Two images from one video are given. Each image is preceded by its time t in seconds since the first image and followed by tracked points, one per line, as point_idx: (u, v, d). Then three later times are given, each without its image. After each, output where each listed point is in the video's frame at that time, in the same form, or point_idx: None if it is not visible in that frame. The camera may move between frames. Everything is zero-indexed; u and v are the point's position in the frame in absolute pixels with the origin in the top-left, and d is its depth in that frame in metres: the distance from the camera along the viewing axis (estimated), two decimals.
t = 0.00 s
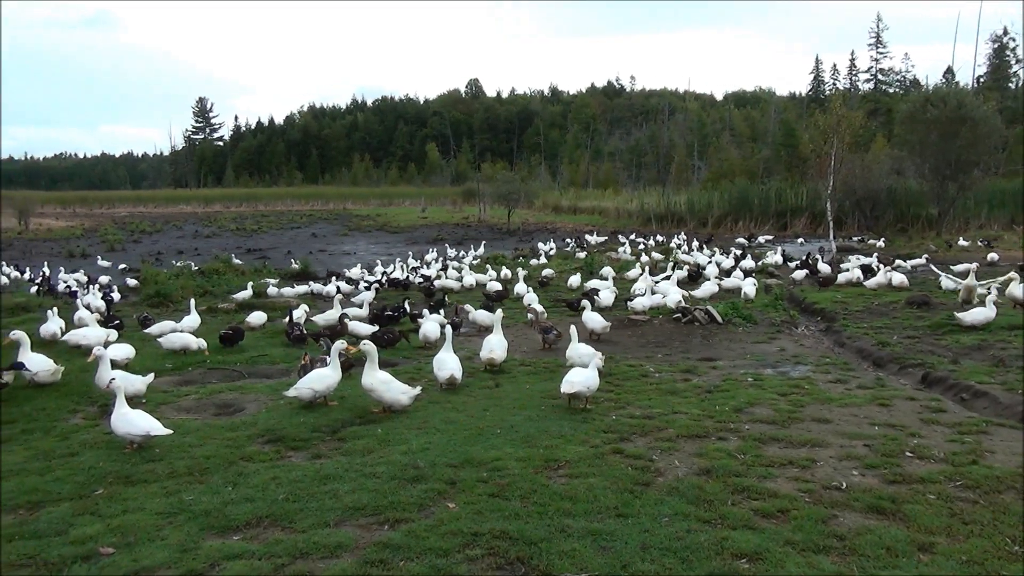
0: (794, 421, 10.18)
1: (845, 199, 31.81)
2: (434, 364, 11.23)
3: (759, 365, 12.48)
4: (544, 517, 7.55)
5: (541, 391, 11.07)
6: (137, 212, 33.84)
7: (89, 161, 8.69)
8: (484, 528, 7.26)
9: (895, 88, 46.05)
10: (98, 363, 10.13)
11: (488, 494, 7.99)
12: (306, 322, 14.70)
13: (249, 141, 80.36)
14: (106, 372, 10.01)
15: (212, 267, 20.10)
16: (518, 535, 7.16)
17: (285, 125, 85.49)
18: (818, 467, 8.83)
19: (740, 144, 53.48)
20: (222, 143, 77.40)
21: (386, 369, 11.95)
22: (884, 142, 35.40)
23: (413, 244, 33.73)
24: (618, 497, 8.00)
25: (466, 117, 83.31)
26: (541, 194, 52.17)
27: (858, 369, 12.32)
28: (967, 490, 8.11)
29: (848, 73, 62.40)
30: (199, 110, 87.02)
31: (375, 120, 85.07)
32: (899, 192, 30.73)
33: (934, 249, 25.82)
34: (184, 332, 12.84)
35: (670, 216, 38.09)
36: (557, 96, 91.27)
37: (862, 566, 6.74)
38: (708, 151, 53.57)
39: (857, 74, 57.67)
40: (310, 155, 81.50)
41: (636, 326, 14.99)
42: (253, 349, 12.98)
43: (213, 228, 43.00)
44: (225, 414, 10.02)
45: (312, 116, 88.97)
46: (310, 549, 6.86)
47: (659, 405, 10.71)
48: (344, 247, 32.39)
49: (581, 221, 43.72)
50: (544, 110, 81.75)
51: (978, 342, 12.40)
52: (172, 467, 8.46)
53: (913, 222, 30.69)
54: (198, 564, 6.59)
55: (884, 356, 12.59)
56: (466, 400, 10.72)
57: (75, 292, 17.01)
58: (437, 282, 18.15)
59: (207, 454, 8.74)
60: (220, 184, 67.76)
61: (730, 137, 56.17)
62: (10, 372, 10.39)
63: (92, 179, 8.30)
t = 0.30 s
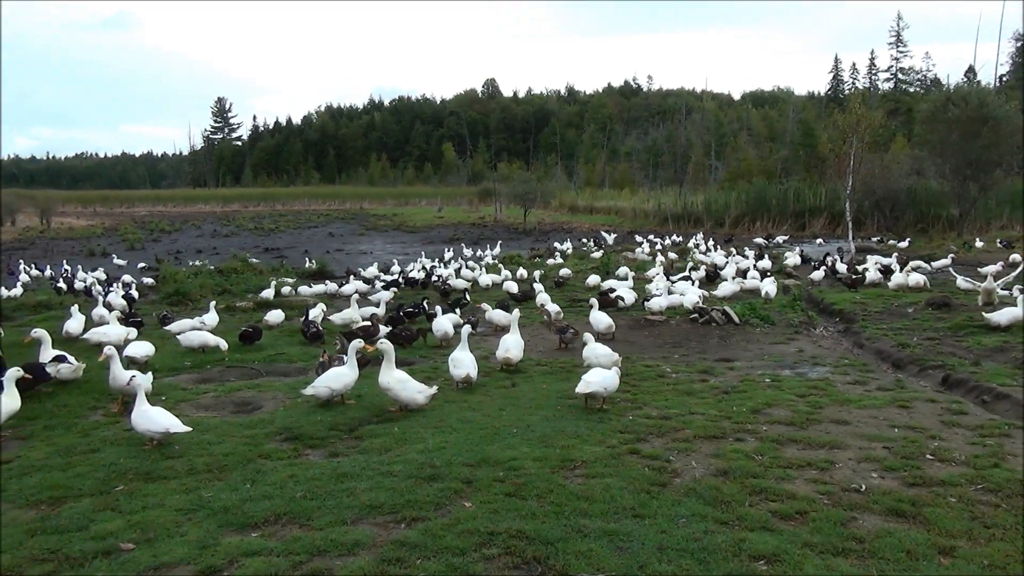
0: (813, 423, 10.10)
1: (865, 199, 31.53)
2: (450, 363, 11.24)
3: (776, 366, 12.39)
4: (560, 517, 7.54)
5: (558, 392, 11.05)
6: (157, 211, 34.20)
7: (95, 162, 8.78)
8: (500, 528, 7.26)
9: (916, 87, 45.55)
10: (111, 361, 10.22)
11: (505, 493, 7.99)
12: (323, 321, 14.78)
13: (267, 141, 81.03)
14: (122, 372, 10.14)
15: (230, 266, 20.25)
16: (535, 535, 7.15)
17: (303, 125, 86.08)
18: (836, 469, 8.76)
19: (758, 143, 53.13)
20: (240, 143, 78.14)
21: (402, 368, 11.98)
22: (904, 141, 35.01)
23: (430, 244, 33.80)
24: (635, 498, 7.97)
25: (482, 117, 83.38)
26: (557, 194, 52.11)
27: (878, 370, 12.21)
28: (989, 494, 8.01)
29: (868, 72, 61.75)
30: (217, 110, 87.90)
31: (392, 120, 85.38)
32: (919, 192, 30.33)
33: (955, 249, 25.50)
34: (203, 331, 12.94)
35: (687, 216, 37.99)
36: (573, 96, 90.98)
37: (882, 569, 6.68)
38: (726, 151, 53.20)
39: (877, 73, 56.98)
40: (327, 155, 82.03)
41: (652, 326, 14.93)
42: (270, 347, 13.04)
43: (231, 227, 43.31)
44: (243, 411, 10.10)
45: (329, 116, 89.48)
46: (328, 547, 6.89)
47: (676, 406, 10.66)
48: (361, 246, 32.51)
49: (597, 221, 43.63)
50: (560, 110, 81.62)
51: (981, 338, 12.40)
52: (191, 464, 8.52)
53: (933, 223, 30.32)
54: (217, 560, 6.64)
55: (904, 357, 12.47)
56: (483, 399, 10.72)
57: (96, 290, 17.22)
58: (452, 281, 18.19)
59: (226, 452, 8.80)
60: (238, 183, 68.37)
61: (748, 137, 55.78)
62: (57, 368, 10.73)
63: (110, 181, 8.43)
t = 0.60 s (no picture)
0: (829, 424, 10.03)
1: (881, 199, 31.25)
2: (464, 363, 11.26)
3: (792, 366, 12.32)
4: (575, 517, 7.53)
5: (572, 392, 11.03)
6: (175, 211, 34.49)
7: (109, 163, 9.74)
8: (515, 527, 7.26)
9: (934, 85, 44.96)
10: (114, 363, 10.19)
11: (519, 493, 7.98)
12: (338, 321, 14.84)
13: (282, 141, 81.65)
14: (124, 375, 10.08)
15: (245, 266, 20.37)
16: (550, 535, 7.14)
17: (318, 126, 86.57)
18: (853, 471, 8.69)
19: (772, 143, 52.80)
20: (256, 144, 78.75)
21: (417, 368, 12.01)
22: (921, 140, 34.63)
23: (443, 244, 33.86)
24: (650, 499, 7.94)
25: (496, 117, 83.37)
26: (571, 194, 52.04)
27: (895, 372, 12.10)
28: (1008, 497, 7.91)
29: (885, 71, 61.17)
30: (232, 112, 88.54)
31: (405, 120, 85.61)
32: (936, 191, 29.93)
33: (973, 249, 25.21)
34: (218, 331, 13.02)
35: (701, 216, 37.93)
36: (586, 96, 90.76)
37: (900, 572, 6.62)
38: (740, 151, 52.87)
39: (893, 71, 56.44)
40: (341, 155, 82.54)
41: (666, 327, 14.87)
42: (285, 347, 13.09)
43: (246, 227, 43.57)
44: (259, 411, 10.14)
45: (344, 116, 89.87)
46: (343, 546, 6.92)
47: (691, 406, 10.61)
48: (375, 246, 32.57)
49: (611, 221, 43.53)
50: (574, 110, 81.43)
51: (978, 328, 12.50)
52: (207, 463, 8.57)
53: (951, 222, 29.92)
54: (233, 559, 6.68)
55: (921, 358, 12.37)
56: (497, 399, 10.72)
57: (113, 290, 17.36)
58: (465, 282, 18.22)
59: (242, 451, 8.85)
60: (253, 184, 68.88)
61: (762, 136, 55.42)
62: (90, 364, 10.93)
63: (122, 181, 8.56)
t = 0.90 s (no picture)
0: (849, 425, 9.93)
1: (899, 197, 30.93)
2: (481, 363, 11.25)
3: (810, 366, 12.23)
4: (593, 517, 7.51)
5: (589, 392, 10.99)
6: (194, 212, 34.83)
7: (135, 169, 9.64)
8: (533, 528, 7.24)
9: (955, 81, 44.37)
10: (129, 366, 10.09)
11: (537, 494, 7.97)
12: (355, 321, 14.89)
13: (298, 142, 82.54)
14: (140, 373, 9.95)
15: (262, 267, 20.48)
16: (568, 536, 7.12)
17: (333, 127, 87.28)
18: (874, 472, 8.60)
19: (789, 141, 52.43)
20: (272, 145, 79.42)
21: (433, 368, 12.02)
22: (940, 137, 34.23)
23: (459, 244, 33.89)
24: (668, 500, 7.90)
25: (511, 117, 83.32)
26: (585, 194, 51.97)
27: (915, 372, 11.97)
28: None
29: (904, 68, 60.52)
30: (249, 114, 89.30)
31: (420, 121, 85.92)
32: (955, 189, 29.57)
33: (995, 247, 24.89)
34: (237, 331, 13.10)
35: (717, 215, 37.79)
36: (600, 96, 90.44)
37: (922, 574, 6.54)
38: (756, 150, 52.55)
39: (911, 68, 55.83)
40: (357, 156, 83.24)
41: (683, 327, 14.79)
42: (302, 347, 13.14)
43: (264, 228, 43.86)
44: (276, 411, 10.18)
45: (359, 118, 90.32)
46: (362, 545, 6.93)
47: (709, 407, 10.54)
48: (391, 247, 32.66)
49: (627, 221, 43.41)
50: (589, 109, 81.22)
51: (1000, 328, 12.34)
52: (227, 462, 8.61)
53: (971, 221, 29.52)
54: (253, 557, 6.71)
55: (942, 358, 12.23)
56: (513, 400, 10.70)
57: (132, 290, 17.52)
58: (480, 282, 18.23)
59: (260, 450, 8.89)
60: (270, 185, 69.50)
61: (779, 134, 55.03)
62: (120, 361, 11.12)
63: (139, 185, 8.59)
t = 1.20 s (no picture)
0: (873, 426, 9.81)
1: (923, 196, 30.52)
2: (501, 364, 11.24)
3: (833, 367, 12.11)
4: (615, 518, 7.47)
5: (610, 392, 10.95)
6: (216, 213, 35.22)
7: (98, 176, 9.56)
8: (555, 528, 7.21)
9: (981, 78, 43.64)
10: (146, 365, 10.40)
11: (559, 494, 7.94)
12: (375, 321, 14.94)
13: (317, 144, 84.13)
14: (156, 370, 10.06)
15: (283, 268, 20.63)
16: (590, 537, 7.08)
17: (353, 129, 88.29)
18: (900, 474, 8.48)
19: (810, 140, 51.90)
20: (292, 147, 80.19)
21: (453, 368, 12.03)
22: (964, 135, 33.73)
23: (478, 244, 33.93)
24: (691, 501, 7.84)
25: (529, 117, 83.11)
26: (604, 194, 51.87)
27: (941, 373, 11.79)
28: None
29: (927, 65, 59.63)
30: (268, 116, 90.14)
31: (439, 122, 86.26)
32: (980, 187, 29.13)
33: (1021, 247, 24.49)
34: (259, 331, 13.19)
35: (737, 214, 37.60)
36: (619, 95, 90.07)
37: None
38: (777, 149, 52.10)
39: (934, 66, 55.04)
40: (375, 157, 84.21)
41: (704, 327, 14.69)
42: (323, 348, 13.21)
43: (284, 229, 44.25)
44: (298, 410, 10.23)
45: (378, 120, 90.82)
46: (384, 545, 6.93)
47: (730, 408, 10.46)
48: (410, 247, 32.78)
49: (645, 221, 43.23)
50: (607, 109, 80.87)
51: None
52: (250, 462, 8.66)
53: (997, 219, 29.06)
54: (277, 556, 6.74)
55: (968, 359, 12.04)
56: (534, 400, 10.68)
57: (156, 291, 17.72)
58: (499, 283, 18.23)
59: (282, 450, 8.93)
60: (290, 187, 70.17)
61: (799, 133, 54.51)
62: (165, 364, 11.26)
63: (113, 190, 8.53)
